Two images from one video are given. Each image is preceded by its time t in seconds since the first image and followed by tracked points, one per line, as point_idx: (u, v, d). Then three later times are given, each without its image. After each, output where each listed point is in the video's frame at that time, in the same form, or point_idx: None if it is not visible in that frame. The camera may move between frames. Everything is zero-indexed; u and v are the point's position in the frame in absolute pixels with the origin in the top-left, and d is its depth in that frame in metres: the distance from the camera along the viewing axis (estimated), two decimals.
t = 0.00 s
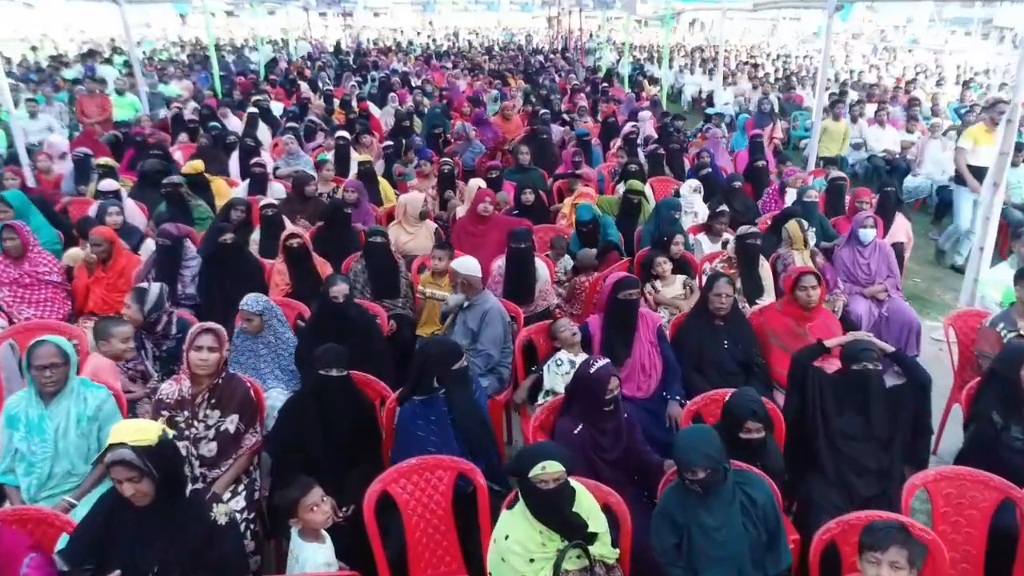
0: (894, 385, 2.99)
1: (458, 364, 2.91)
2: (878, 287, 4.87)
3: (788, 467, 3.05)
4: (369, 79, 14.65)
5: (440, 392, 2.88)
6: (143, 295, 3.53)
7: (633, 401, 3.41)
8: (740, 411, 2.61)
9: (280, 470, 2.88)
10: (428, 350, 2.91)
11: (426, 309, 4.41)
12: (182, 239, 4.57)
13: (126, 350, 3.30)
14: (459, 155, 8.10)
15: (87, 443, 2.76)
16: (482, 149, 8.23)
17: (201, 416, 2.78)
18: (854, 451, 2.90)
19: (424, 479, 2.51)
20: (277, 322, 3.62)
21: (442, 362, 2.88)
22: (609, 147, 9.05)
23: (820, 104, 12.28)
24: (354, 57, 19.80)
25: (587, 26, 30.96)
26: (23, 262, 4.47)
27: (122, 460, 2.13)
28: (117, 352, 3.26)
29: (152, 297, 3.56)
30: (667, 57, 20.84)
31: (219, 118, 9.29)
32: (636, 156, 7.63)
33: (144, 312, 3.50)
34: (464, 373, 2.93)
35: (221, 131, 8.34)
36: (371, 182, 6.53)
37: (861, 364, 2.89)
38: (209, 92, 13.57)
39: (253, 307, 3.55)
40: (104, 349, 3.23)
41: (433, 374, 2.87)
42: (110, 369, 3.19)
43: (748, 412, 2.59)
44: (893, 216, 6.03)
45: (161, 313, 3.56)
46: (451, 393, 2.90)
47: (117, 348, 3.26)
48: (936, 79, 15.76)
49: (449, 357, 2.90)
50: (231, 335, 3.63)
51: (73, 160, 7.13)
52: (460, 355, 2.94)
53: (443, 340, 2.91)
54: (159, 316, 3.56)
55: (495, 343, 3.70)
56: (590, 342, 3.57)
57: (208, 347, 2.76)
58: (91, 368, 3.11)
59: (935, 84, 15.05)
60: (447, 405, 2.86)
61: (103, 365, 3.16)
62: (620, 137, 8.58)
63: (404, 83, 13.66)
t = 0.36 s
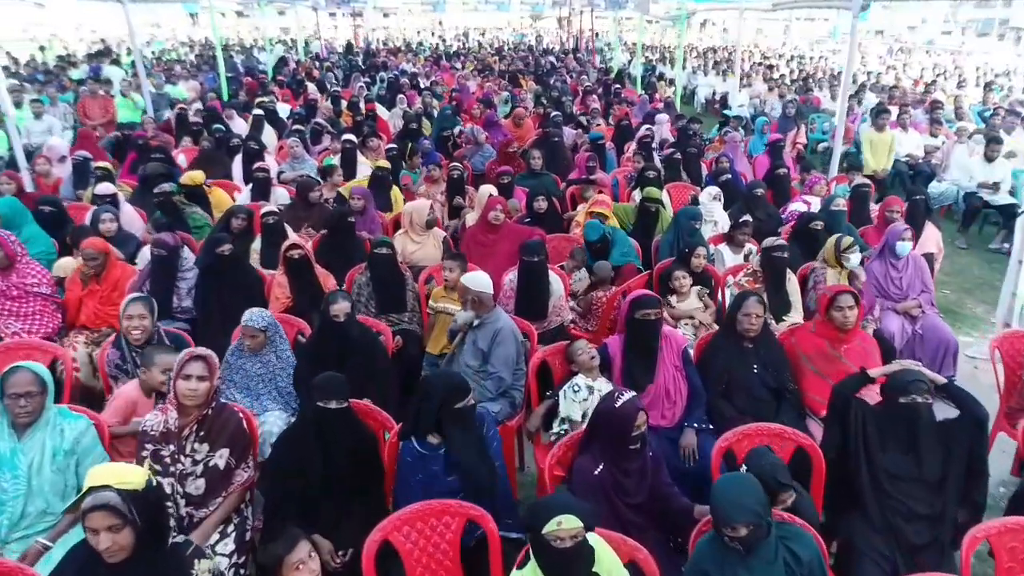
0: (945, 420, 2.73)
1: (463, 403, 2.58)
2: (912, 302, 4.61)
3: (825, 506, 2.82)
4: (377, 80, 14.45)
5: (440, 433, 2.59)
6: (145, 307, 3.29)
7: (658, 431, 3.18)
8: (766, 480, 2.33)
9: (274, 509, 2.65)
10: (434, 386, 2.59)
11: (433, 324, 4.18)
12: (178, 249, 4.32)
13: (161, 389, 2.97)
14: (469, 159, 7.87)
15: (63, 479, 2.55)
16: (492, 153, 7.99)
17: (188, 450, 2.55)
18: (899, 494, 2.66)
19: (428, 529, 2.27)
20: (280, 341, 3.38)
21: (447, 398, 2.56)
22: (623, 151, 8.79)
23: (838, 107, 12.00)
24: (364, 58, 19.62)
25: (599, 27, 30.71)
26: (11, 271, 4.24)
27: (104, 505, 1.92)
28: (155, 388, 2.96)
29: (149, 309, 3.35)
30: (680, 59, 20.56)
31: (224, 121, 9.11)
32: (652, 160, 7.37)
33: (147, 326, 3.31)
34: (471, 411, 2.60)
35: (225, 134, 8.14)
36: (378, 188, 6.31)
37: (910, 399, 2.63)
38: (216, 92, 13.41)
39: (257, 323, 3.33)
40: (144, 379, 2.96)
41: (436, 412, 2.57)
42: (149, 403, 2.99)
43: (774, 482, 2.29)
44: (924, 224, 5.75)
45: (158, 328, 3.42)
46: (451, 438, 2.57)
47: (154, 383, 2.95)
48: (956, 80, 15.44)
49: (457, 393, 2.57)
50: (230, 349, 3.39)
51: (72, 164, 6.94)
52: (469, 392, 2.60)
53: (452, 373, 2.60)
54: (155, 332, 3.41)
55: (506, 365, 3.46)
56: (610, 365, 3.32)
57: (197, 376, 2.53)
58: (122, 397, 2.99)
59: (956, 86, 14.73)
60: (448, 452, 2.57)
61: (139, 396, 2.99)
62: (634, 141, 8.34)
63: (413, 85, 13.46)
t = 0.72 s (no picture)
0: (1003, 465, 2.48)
1: (470, 449, 2.35)
2: (948, 320, 4.32)
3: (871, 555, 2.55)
4: (384, 82, 14.23)
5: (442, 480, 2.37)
6: (124, 327, 3.04)
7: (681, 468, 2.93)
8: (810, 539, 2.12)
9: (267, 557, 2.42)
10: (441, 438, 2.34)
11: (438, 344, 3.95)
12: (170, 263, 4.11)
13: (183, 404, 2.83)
14: (477, 164, 7.63)
15: (28, 527, 2.31)
16: (501, 158, 7.74)
17: (168, 496, 2.32)
18: (952, 545, 2.41)
19: None
20: (277, 362, 3.23)
21: (450, 442, 2.33)
22: (636, 156, 8.52)
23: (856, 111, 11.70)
24: (371, 60, 19.43)
25: (608, 29, 30.46)
26: None
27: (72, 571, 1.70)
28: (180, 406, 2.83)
29: (129, 329, 3.11)
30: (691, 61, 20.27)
31: (227, 124, 8.90)
32: (667, 166, 7.11)
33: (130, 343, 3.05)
34: (478, 458, 2.37)
35: (226, 137, 7.93)
36: (383, 195, 6.01)
37: (964, 441, 2.39)
38: (221, 94, 13.22)
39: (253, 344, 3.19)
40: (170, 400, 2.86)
41: (438, 458, 2.34)
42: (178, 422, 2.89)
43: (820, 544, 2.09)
44: (955, 235, 5.47)
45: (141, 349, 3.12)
46: (454, 488, 2.34)
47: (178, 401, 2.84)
48: (975, 83, 15.09)
49: (461, 439, 2.34)
50: (228, 368, 3.28)
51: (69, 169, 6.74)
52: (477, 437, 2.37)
53: (455, 417, 2.36)
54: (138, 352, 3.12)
55: (518, 394, 3.20)
56: (628, 396, 3.06)
57: (178, 415, 2.30)
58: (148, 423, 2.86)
59: (976, 89, 14.40)
60: (451, 503, 2.33)
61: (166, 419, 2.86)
62: (648, 146, 8.08)
63: (420, 87, 13.24)
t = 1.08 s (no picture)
0: None
1: (471, 506, 2.09)
2: (988, 342, 4.04)
3: None
4: (390, 85, 14.02)
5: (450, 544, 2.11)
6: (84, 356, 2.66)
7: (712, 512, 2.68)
8: None
9: None
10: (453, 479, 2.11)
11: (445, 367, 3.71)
12: (154, 279, 3.89)
13: (241, 434, 2.56)
14: (485, 171, 7.38)
15: None
16: (510, 164, 7.49)
17: (143, 553, 2.08)
18: None
19: None
20: (269, 392, 3.04)
21: (449, 499, 2.09)
22: (649, 162, 8.28)
23: (873, 116, 11.45)
24: (378, 61, 19.25)
25: (616, 31, 30.26)
26: None
27: None
28: (236, 435, 2.56)
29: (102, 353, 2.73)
30: (701, 63, 20.03)
31: (229, 128, 8.68)
32: (682, 174, 6.85)
33: (80, 374, 2.66)
34: (485, 517, 2.13)
35: (227, 142, 7.70)
36: (388, 203, 5.76)
37: None
38: (225, 97, 13.03)
39: (243, 370, 3.01)
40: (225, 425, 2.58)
41: (440, 513, 2.10)
42: (229, 453, 2.60)
43: None
44: (989, 247, 5.20)
45: (105, 375, 2.71)
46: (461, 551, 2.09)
47: (234, 428, 2.55)
48: (993, 85, 14.80)
49: (464, 495, 2.09)
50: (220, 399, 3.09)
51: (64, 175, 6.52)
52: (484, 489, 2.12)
53: (456, 468, 2.12)
54: (101, 379, 2.71)
55: (532, 428, 2.97)
56: (653, 431, 2.80)
57: (156, 463, 2.05)
58: (198, 448, 2.59)
59: (994, 92, 14.12)
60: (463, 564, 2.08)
61: (218, 445, 2.60)
62: (661, 151, 7.84)
63: (427, 90, 13.03)
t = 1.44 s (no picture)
0: None
1: None
2: None
3: None
4: (395, 87, 13.78)
5: None
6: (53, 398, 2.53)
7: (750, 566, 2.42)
8: None
9: None
10: (459, 552, 1.98)
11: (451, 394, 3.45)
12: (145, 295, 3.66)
13: (282, 489, 2.29)
14: (492, 177, 7.12)
15: None
16: (518, 170, 7.23)
17: None
18: None
19: None
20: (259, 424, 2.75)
21: None
22: (662, 167, 8.01)
23: (891, 121, 11.15)
24: (383, 63, 19.03)
25: (623, 32, 30.01)
26: None
27: None
28: (277, 490, 2.30)
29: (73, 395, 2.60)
30: (711, 64, 19.75)
31: (230, 132, 8.45)
32: (699, 181, 6.58)
33: (47, 419, 2.52)
34: None
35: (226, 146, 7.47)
36: (392, 213, 5.51)
37: None
38: (227, 98, 12.82)
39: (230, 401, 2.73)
40: (265, 480, 2.33)
41: None
42: (275, 511, 2.32)
43: None
44: None
45: (76, 418, 2.57)
46: None
47: (274, 483, 2.30)
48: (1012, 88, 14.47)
49: None
50: (204, 433, 2.81)
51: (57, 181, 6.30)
52: None
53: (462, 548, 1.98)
54: (72, 423, 2.57)
55: (548, 467, 2.70)
56: (684, 475, 2.51)
57: (124, 525, 1.82)
58: (242, 508, 2.34)
59: (1014, 95, 13.79)
60: None
61: (261, 503, 2.33)
62: (675, 156, 7.56)
63: (433, 92, 12.78)
